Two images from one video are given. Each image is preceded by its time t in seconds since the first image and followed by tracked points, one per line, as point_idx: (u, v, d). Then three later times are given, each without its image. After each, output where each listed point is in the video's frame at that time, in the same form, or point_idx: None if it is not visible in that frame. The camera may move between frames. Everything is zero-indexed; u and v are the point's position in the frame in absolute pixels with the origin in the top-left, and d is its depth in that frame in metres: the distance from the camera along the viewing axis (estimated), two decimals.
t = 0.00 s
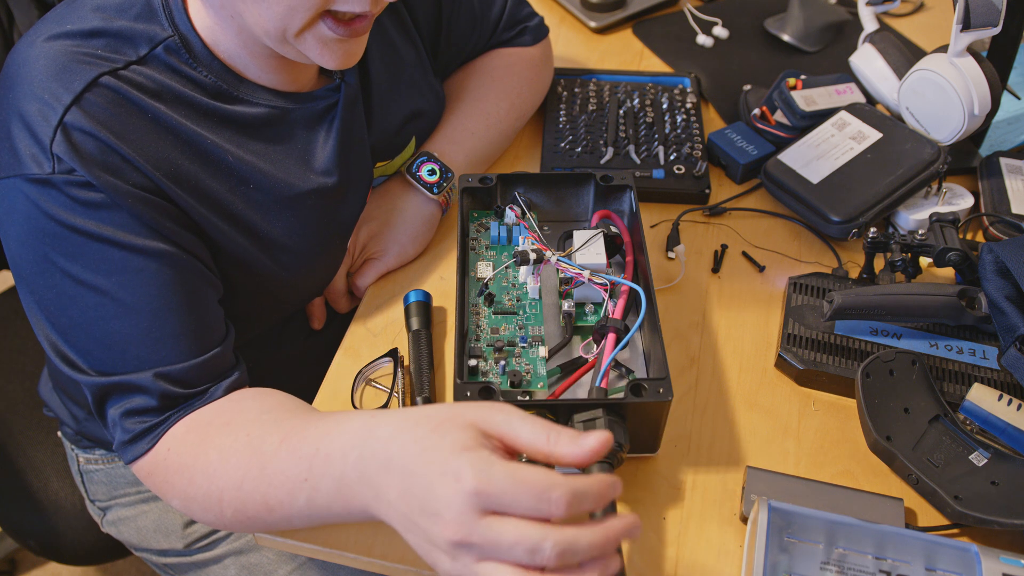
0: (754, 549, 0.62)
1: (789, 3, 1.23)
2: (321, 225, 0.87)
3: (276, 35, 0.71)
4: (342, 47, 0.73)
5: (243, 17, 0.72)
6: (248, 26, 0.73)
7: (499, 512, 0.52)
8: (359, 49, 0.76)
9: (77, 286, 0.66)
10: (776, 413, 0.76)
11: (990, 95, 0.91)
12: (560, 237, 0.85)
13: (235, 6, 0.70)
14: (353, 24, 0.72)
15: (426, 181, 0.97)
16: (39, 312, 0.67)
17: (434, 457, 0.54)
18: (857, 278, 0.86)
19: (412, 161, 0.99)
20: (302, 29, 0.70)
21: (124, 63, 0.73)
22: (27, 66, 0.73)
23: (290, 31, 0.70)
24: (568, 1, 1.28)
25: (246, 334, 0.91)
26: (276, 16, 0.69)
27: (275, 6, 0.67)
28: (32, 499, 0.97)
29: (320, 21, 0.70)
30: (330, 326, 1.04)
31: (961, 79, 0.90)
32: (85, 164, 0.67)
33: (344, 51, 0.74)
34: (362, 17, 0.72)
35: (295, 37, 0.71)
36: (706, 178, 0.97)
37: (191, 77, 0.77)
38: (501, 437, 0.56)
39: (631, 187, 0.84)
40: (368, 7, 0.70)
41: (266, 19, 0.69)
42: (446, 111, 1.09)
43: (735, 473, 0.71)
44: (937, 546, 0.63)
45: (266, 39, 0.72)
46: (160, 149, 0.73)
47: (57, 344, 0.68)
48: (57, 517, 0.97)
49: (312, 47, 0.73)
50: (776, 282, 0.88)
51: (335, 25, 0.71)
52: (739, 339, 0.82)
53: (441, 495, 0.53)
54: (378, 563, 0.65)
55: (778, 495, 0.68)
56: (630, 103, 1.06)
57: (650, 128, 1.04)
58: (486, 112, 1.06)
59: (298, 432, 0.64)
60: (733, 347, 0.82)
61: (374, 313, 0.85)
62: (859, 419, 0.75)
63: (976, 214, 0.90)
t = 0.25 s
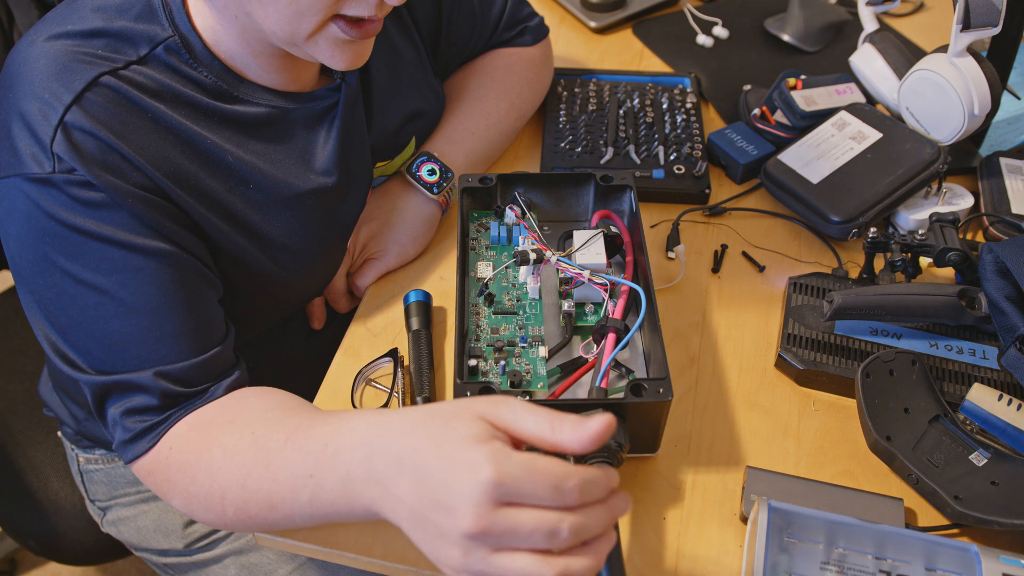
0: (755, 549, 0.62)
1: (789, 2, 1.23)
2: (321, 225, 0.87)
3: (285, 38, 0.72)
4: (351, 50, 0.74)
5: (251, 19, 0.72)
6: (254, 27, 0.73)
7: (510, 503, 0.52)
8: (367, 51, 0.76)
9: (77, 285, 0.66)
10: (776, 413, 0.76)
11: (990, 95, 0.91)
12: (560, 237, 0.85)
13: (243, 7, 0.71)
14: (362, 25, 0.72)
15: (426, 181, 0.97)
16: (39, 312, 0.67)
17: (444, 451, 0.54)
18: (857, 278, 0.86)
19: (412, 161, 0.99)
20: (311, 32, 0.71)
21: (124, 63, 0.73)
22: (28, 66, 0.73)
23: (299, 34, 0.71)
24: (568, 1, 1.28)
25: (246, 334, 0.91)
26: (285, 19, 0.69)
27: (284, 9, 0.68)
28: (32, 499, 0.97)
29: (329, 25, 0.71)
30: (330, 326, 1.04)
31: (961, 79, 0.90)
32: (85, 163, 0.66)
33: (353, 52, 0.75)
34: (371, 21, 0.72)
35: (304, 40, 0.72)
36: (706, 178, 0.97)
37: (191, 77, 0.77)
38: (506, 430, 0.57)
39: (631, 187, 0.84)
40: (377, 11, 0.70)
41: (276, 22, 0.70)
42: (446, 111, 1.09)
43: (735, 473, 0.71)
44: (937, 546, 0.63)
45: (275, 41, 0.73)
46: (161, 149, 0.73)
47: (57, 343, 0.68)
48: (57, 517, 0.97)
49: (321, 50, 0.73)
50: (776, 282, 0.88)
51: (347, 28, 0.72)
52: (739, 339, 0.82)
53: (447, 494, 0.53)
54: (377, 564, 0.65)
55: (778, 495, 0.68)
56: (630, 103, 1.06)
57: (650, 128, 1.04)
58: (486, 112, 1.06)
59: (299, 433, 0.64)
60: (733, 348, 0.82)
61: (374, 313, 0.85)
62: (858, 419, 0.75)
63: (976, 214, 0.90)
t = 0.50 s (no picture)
0: (754, 549, 0.62)
1: (789, 2, 1.23)
2: (320, 225, 0.87)
3: (280, 40, 0.71)
4: (344, 55, 0.75)
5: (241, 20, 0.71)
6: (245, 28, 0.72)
7: (563, 532, 0.56)
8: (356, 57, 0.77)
9: (75, 280, 0.66)
10: (776, 413, 0.76)
11: (990, 95, 0.91)
12: (560, 237, 0.85)
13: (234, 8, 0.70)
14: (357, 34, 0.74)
15: (426, 181, 0.97)
16: (38, 307, 0.67)
17: (502, 474, 0.57)
18: (857, 278, 0.86)
19: (412, 161, 0.99)
20: (308, 36, 0.71)
21: (123, 60, 0.73)
22: (26, 63, 0.73)
23: (296, 37, 0.71)
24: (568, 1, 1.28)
25: (246, 334, 0.91)
26: (282, 21, 0.69)
27: (282, 11, 0.68)
28: (32, 499, 0.97)
29: (327, 30, 0.71)
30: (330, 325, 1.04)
31: (961, 79, 0.90)
32: (83, 158, 0.67)
33: (346, 58, 0.75)
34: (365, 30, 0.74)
35: (299, 43, 0.72)
36: (706, 178, 0.97)
37: (190, 75, 0.77)
38: (546, 460, 0.60)
39: (631, 187, 0.84)
40: (373, 19, 0.72)
41: (273, 23, 0.69)
42: (446, 111, 1.09)
43: (735, 473, 0.71)
44: (937, 546, 0.63)
45: (266, 42, 0.72)
46: (159, 145, 0.73)
47: (56, 339, 0.68)
48: (57, 517, 0.97)
49: (313, 54, 0.73)
50: (776, 282, 0.88)
51: (342, 35, 0.72)
52: (739, 339, 0.82)
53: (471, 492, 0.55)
54: (378, 564, 0.65)
55: (778, 495, 0.68)
56: (630, 103, 1.06)
57: (650, 127, 1.04)
58: (486, 112, 1.06)
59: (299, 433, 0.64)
60: (733, 348, 0.82)
61: (374, 313, 0.85)
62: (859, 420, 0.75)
63: (976, 214, 0.90)
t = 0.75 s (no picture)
0: (754, 549, 0.62)
1: (789, 2, 1.23)
2: (320, 225, 0.87)
3: (282, 40, 0.71)
4: (347, 54, 0.75)
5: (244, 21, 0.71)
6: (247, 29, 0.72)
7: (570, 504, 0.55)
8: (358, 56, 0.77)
9: (75, 281, 0.66)
10: (776, 413, 0.76)
11: (990, 95, 0.91)
12: (560, 236, 0.85)
13: (236, 8, 0.69)
14: (361, 33, 0.74)
15: (426, 181, 0.97)
16: (38, 308, 0.67)
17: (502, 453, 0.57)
18: (857, 278, 0.86)
19: (412, 161, 0.99)
20: (312, 35, 0.71)
21: (124, 60, 0.73)
22: (27, 64, 0.73)
23: (299, 37, 0.71)
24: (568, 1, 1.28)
25: (246, 334, 0.91)
26: (285, 21, 0.69)
27: (285, 11, 0.68)
28: (32, 499, 0.97)
29: (330, 30, 0.72)
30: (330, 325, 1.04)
31: (961, 79, 0.90)
32: (84, 160, 0.67)
33: (349, 57, 0.76)
34: (368, 29, 0.74)
35: (302, 42, 0.72)
36: (706, 178, 0.97)
37: (191, 75, 0.77)
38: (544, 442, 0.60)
39: (631, 187, 0.84)
40: (376, 18, 0.72)
41: (275, 24, 0.69)
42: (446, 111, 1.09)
43: (735, 473, 0.71)
44: (936, 546, 0.63)
45: (267, 44, 0.72)
46: (160, 146, 0.73)
47: (56, 341, 0.68)
48: (57, 517, 0.97)
49: (316, 55, 0.73)
50: (776, 282, 0.88)
51: (345, 35, 0.73)
52: (739, 339, 0.82)
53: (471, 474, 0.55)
54: (378, 564, 0.65)
55: (778, 495, 0.68)
56: (630, 103, 1.06)
57: (650, 127, 1.04)
58: (486, 112, 1.06)
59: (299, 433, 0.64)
60: (733, 347, 0.82)
61: (374, 313, 0.85)
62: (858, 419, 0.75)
63: (976, 214, 0.90)
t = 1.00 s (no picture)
0: (754, 549, 0.62)
1: (789, 2, 1.23)
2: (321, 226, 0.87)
3: (294, 34, 0.71)
4: (361, 43, 0.74)
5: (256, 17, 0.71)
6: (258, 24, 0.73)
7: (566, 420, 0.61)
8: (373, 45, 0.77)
9: (79, 291, 0.66)
10: (776, 413, 0.76)
11: (990, 95, 0.91)
12: (560, 236, 0.85)
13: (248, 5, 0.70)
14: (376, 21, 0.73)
15: (426, 181, 0.97)
16: (41, 316, 0.67)
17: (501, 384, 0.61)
18: (857, 278, 0.86)
19: (412, 161, 0.99)
20: (324, 27, 0.71)
21: (128, 68, 0.73)
22: (31, 72, 0.73)
23: (311, 29, 0.71)
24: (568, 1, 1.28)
25: (246, 334, 0.91)
26: (295, 15, 0.69)
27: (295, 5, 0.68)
28: (32, 499, 0.97)
29: (343, 20, 0.71)
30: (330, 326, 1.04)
31: (961, 79, 0.90)
32: (89, 170, 0.67)
33: (364, 46, 0.75)
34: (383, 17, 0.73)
35: (315, 34, 0.71)
36: (706, 178, 0.97)
37: (196, 82, 0.77)
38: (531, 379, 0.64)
39: (631, 187, 0.84)
40: (390, 7, 0.71)
41: (287, 19, 0.69)
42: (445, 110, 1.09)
43: (735, 473, 0.71)
44: (936, 546, 0.63)
45: (281, 38, 0.72)
46: (164, 154, 0.73)
47: (56, 350, 0.67)
48: (57, 517, 0.97)
49: (330, 45, 0.73)
50: (776, 282, 0.88)
51: (359, 23, 0.72)
52: (739, 340, 0.82)
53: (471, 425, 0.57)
54: (378, 564, 0.65)
55: (778, 495, 0.68)
56: (630, 103, 1.06)
57: (650, 128, 1.04)
58: (486, 112, 1.06)
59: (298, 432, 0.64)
60: (734, 348, 0.82)
61: (374, 313, 0.85)
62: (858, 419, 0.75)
63: (976, 214, 0.90)
